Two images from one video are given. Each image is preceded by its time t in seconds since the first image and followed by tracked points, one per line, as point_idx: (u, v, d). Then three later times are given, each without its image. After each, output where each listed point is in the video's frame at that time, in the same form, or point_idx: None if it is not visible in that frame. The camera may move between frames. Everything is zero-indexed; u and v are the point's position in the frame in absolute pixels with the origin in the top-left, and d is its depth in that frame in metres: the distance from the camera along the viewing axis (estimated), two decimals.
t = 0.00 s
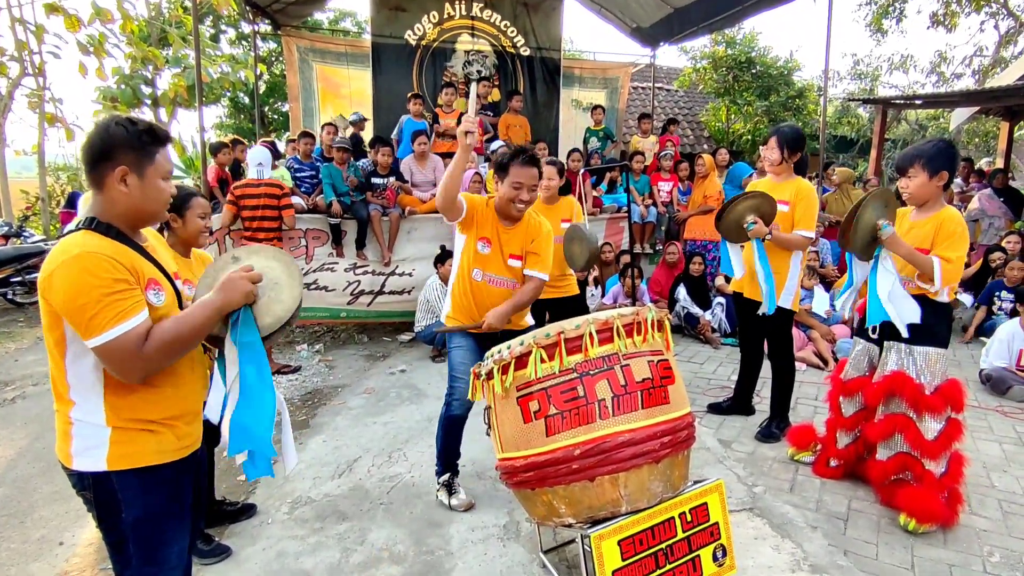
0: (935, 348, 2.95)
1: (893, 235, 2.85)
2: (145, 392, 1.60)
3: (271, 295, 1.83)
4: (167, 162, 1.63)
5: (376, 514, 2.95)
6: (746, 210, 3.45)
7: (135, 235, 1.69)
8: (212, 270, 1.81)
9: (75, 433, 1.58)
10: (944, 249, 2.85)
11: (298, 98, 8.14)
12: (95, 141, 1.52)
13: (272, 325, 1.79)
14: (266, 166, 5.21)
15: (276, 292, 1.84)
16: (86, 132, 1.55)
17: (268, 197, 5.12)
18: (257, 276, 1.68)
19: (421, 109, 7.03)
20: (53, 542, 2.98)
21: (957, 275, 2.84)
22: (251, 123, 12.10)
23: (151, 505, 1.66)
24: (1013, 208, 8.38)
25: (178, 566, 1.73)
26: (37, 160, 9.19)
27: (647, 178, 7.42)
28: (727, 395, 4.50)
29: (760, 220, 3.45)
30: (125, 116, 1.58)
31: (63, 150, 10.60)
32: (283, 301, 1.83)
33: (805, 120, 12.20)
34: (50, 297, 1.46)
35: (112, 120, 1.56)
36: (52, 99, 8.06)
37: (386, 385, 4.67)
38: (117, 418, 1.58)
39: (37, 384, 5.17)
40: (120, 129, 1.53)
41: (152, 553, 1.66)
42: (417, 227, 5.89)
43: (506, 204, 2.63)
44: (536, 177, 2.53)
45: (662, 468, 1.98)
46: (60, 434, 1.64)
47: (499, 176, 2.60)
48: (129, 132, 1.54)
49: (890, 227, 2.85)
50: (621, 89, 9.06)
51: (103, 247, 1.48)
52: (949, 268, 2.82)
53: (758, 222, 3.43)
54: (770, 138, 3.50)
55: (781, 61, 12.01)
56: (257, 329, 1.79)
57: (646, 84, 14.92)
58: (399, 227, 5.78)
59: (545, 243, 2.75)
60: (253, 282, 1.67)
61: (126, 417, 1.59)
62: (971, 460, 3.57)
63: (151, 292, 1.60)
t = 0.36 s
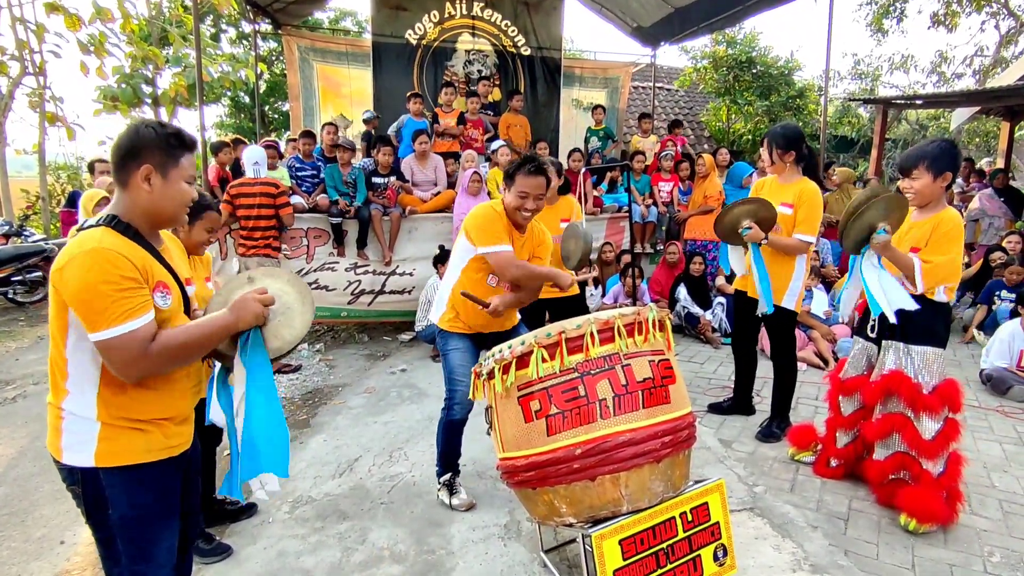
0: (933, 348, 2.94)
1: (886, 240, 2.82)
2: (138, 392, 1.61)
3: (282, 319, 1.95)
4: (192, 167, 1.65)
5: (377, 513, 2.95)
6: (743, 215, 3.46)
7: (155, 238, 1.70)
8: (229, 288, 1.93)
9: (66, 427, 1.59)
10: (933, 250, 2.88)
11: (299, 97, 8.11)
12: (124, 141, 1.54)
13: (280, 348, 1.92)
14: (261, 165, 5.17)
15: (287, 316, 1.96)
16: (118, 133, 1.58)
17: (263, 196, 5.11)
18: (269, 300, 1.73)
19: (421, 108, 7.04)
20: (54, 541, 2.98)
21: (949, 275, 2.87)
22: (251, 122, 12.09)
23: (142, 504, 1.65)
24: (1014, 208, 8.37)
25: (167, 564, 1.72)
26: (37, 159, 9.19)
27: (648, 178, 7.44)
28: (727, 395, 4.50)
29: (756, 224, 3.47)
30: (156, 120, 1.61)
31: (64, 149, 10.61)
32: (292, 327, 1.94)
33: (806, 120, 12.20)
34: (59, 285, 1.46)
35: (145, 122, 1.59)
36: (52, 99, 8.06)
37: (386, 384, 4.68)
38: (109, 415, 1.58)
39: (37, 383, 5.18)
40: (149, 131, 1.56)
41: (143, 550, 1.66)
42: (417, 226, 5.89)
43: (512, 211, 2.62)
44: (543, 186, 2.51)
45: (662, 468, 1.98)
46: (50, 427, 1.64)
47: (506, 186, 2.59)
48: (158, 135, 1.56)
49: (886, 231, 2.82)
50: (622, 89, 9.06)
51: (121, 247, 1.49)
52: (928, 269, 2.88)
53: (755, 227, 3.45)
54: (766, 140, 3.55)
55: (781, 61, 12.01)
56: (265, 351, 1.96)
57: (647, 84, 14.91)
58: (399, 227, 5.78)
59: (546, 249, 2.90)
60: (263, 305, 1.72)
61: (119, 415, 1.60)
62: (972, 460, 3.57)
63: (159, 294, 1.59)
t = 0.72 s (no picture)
0: (929, 349, 2.94)
1: (889, 245, 2.81)
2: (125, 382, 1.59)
3: (291, 332, 2.01)
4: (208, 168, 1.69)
5: (379, 511, 2.96)
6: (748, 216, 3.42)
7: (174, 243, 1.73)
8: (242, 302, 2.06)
9: (54, 415, 1.59)
10: (937, 251, 2.87)
11: (301, 96, 8.12)
12: (142, 146, 1.59)
13: (286, 360, 1.93)
14: (259, 162, 5.12)
15: (295, 331, 2.01)
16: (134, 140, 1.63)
17: (256, 196, 5.13)
18: (276, 312, 1.76)
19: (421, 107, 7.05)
20: (57, 539, 2.99)
21: (954, 278, 2.86)
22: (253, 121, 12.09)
23: (127, 491, 1.62)
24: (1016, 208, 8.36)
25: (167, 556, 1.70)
26: (39, 158, 9.20)
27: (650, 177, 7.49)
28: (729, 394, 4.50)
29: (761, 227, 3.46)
30: (170, 124, 1.66)
31: (66, 147, 10.63)
32: (299, 340, 1.98)
33: (807, 119, 12.19)
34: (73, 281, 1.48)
35: (163, 127, 1.64)
36: (54, 97, 8.06)
37: (387, 383, 4.68)
38: (94, 406, 1.57)
39: (39, 382, 5.19)
40: (166, 134, 1.60)
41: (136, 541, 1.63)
42: (419, 225, 5.89)
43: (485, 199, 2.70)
44: (509, 167, 2.61)
45: (665, 467, 1.99)
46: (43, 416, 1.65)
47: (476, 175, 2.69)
48: (174, 136, 1.61)
49: (886, 238, 2.82)
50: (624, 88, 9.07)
51: (136, 244, 1.51)
52: (937, 273, 2.85)
53: (759, 230, 3.44)
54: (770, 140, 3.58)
55: (782, 60, 12.01)
56: (268, 359, 1.91)
57: (648, 84, 14.90)
58: (401, 226, 5.78)
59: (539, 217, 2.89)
60: (271, 315, 1.74)
61: (102, 406, 1.58)
62: (974, 460, 3.56)
63: (167, 296, 1.59)
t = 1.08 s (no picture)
0: (935, 348, 2.93)
1: (907, 236, 2.76)
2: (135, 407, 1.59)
3: (305, 342, 1.86)
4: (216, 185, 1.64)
5: (380, 510, 2.95)
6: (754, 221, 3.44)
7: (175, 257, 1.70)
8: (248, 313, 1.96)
9: (48, 441, 1.55)
10: (947, 253, 2.86)
11: (303, 95, 8.12)
12: (152, 164, 1.54)
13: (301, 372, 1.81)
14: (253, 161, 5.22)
15: (310, 340, 1.87)
16: (142, 156, 1.58)
17: (243, 197, 5.11)
18: (292, 320, 1.67)
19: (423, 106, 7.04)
20: (58, 537, 2.99)
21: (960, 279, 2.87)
22: (254, 119, 12.09)
23: (130, 514, 1.62)
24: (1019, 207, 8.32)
25: None
26: (41, 156, 9.21)
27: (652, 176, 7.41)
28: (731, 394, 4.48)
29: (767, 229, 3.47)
30: (181, 141, 1.61)
31: (68, 145, 10.64)
32: (315, 353, 1.84)
33: (809, 118, 12.18)
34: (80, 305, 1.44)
35: (174, 144, 1.59)
36: (56, 95, 8.06)
37: (389, 381, 4.68)
38: (98, 431, 1.55)
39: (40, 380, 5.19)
40: (180, 155, 1.56)
41: (132, 566, 1.62)
42: (420, 223, 5.89)
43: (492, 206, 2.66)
44: (513, 172, 2.58)
45: (667, 466, 1.98)
46: (27, 445, 1.59)
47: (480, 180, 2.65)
48: (184, 154, 1.57)
49: (906, 228, 2.76)
50: (625, 87, 9.05)
51: (148, 269, 1.49)
52: (950, 272, 2.84)
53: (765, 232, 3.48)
54: (787, 133, 3.48)
55: (785, 59, 11.97)
56: (283, 372, 1.82)
57: (650, 83, 14.88)
58: (402, 224, 5.78)
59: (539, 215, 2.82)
60: (287, 324, 1.66)
61: (105, 430, 1.56)
62: (977, 460, 3.55)
63: (177, 319, 1.60)
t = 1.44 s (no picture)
0: (941, 348, 2.92)
1: (913, 235, 2.66)
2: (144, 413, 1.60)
3: (310, 341, 1.82)
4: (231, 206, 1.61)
5: (382, 509, 2.95)
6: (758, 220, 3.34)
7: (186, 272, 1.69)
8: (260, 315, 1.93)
9: (54, 452, 1.53)
10: (948, 248, 2.84)
11: (305, 94, 8.11)
12: (166, 179, 1.53)
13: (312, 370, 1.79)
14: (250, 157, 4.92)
15: (314, 339, 1.83)
16: (158, 167, 1.57)
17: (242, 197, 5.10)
18: (294, 322, 1.66)
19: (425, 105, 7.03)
20: (61, 536, 2.99)
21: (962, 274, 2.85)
22: (256, 119, 12.09)
23: (140, 520, 1.62)
24: None
25: None
26: (44, 155, 9.22)
27: (655, 175, 7.35)
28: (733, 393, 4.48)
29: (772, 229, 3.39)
30: (199, 158, 1.59)
31: (70, 144, 10.66)
32: (320, 350, 1.82)
33: (812, 118, 12.16)
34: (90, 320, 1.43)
35: (186, 160, 1.57)
36: (58, 95, 8.08)
37: (391, 381, 4.68)
38: (106, 441, 1.55)
39: (43, 378, 5.20)
40: (191, 173, 1.53)
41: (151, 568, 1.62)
42: (422, 223, 5.88)
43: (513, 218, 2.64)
44: (541, 193, 2.55)
45: (671, 466, 1.97)
46: (31, 458, 1.57)
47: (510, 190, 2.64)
48: (198, 173, 1.54)
49: (910, 226, 2.66)
50: (628, 86, 9.04)
51: (158, 285, 1.48)
52: (952, 267, 2.82)
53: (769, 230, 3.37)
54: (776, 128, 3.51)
55: (788, 58, 11.92)
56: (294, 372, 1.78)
57: (652, 82, 14.86)
58: (405, 223, 5.77)
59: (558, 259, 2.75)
60: (289, 327, 1.64)
61: (113, 439, 1.56)
62: (981, 460, 3.54)
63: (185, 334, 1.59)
